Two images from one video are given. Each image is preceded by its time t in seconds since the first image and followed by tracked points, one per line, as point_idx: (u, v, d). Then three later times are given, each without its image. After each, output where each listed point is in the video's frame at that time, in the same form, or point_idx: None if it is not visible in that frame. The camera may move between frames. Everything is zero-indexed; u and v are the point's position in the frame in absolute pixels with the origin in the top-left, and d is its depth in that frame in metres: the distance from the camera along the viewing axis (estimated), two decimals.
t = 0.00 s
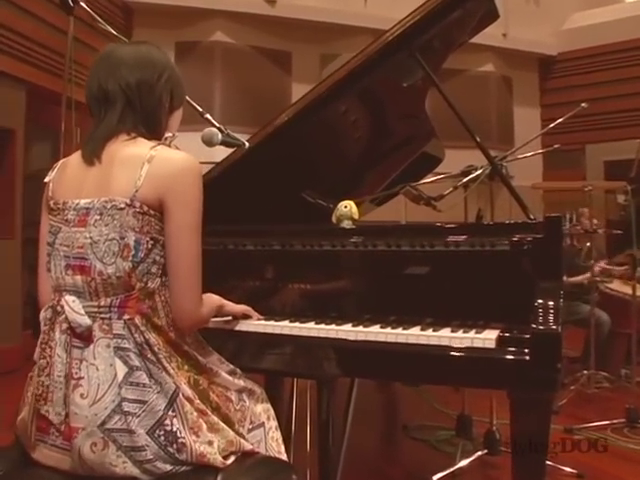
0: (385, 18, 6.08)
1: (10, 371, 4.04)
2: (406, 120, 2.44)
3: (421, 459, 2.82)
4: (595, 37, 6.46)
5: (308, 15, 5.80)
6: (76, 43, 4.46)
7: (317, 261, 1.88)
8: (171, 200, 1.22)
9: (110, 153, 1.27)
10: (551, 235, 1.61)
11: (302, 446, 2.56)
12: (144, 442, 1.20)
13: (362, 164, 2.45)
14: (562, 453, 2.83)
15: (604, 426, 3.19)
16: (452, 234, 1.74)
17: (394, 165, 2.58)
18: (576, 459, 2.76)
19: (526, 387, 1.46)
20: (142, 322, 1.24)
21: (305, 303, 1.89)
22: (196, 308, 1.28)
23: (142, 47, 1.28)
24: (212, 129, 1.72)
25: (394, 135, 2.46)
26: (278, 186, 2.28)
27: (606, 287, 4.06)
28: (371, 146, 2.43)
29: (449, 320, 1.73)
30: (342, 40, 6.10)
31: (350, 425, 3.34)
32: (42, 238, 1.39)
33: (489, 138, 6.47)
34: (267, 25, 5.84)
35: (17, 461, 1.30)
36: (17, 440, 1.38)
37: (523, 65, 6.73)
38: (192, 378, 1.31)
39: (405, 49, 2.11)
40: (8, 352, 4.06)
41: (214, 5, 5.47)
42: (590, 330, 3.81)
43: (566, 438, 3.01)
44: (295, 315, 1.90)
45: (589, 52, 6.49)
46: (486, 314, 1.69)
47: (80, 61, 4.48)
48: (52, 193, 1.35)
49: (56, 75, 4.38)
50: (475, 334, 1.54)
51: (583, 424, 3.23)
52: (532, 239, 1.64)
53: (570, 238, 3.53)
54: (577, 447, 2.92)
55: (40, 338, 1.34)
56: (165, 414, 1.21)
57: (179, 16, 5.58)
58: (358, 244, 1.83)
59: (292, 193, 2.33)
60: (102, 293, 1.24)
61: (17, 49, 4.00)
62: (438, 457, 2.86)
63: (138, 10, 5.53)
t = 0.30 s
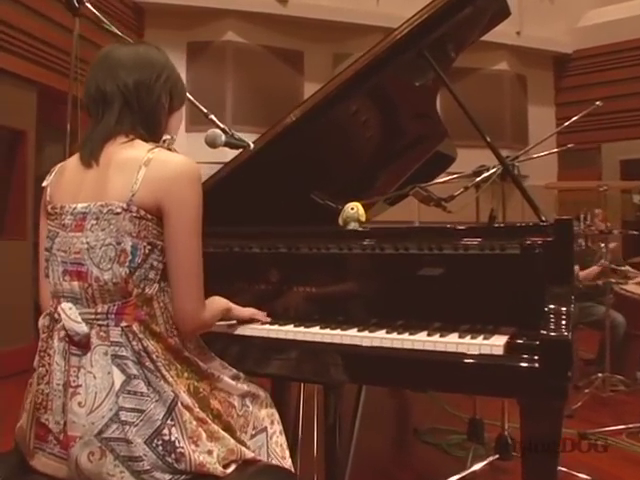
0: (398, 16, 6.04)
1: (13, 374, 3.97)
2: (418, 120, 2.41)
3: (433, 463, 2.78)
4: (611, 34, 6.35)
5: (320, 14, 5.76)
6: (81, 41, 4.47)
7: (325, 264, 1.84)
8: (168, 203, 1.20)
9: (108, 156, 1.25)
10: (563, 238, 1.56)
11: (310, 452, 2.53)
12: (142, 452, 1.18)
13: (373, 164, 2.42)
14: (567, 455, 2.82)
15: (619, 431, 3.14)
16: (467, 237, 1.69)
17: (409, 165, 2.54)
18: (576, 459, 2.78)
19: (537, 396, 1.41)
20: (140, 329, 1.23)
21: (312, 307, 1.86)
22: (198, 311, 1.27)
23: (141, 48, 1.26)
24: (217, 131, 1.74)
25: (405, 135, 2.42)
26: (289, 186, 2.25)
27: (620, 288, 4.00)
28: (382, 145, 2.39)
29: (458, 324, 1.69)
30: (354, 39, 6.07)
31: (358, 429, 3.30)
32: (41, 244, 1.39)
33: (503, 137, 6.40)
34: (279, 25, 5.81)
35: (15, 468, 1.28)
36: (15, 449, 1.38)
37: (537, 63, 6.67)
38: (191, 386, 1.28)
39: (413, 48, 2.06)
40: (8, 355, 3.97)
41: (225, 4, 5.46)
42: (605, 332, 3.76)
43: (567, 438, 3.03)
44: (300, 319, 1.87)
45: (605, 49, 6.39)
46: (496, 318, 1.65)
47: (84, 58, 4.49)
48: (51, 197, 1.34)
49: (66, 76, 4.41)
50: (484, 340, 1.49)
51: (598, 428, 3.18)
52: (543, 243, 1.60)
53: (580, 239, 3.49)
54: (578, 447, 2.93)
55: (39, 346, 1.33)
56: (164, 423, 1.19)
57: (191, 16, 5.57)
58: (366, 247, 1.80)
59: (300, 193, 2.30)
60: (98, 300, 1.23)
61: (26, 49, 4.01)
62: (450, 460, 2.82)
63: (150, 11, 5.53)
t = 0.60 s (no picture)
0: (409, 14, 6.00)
1: (12, 378, 3.85)
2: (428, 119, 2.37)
3: (442, 468, 2.75)
4: (626, 31, 6.27)
5: (331, 13, 5.73)
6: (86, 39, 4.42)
7: (332, 268, 1.81)
8: (163, 210, 1.18)
9: (105, 161, 1.23)
10: (574, 244, 1.52)
11: (315, 459, 2.47)
12: (138, 463, 1.15)
13: (383, 164, 2.39)
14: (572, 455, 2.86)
15: (633, 436, 3.08)
16: (481, 243, 1.64)
17: (419, 165, 2.51)
18: (578, 459, 2.81)
19: (547, 408, 1.37)
20: (137, 338, 1.21)
21: (317, 312, 1.82)
22: (193, 321, 1.25)
23: (140, 49, 1.24)
24: (220, 133, 1.80)
25: (415, 135, 2.39)
26: (300, 186, 2.22)
27: (635, 290, 3.93)
28: (392, 145, 2.36)
29: (465, 330, 1.65)
30: (366, 38, 6.03)
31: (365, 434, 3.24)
32: (41, 249, 1.37)
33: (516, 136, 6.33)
34: (290, 24, 5.78)
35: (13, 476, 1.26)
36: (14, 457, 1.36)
37: (551, 61, 6.60)
38: (189, 394, 1.26)
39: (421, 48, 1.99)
40: (7, 360, 3.84)
41: (236, 4, 5.44)
42: (619, 334, 3.70)
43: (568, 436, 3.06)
44: (304, 325, 1.83)
45: (623, 47, 6.28)
46: (503, 325, 1.62)
47: (88, 56, 4.46)
48: (51, 203, 1.32)
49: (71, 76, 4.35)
50: (490, 349, 1.46)
51: (612, 433, 3.12)
52: (552, 248, 1.56)
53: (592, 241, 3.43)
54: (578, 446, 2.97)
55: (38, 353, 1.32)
56: (162, 433, 1.17)
57: (202, 16, 5.56)
58: (370, 252, 1.77)
59: (308, 194, 2.26)
60: (95, 308, 1.21)
61: (31, 48, 3.95)
62: (459, 466, 2.78)
63: (161, 11, 5.53)
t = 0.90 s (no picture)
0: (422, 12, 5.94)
1: (12, 382, 3.60)
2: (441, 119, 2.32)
3: (454, 474, 2.71)
4: None
5: (343, 11, 5.70)
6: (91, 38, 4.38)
7: (339, 274, 1.77)
8: (162, 218, 1.16)
9: (104, 168, 1.21)
10: (585, 250, 1.48)
11: (322, 465, 2.44)
12: (134, 474, 1.14)
13: (394, 165, 2.35)
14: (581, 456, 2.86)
15: None
16: (495, 250, 1.60)
17: (432, 166, 2.47)
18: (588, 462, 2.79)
19: (556, 421, 1.34)
20: (135, 347, 1.19)
21: (323, 318, 1.80)
22: (196, 330, 1.22)
23: (136, 49, 1.21)
24: (223, 136, 1.87)
25: (426, 136, 2.35)
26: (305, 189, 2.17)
27: None
28: (404, 145, 2.32)
29: (474, 337, 1.62)
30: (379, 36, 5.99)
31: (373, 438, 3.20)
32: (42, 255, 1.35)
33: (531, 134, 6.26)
34: (302, 23, 5.76)
35: None
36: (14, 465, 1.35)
37: (567, 58, 6.53)
38: (188, 405, 1.24)
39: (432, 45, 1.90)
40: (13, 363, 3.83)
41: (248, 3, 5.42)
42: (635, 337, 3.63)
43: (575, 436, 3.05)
44: (309, 332, 1.80)
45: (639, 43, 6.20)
46: (511, 332, 1.58)
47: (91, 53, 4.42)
48: (52, 208, 1.30)
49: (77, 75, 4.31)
50: (497, 358, 1.42)
51: (628, 439, 3.06)
52: (562, 255, 1.52)
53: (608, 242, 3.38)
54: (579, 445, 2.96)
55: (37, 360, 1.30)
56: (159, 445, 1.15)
57: (213, 16, 5.55)
58: (377, 258, 1.73)
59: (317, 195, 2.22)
60: (94, 317, 1.19)
61: (36, 47, 3.92)
62: (471, 471, 2.74)
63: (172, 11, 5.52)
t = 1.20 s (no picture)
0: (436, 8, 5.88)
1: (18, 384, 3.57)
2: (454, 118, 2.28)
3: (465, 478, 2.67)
4: None
5: (355, 8, 5.66)
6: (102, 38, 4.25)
7: (345, 279, 1.74)
8: (158, 224, 1.14)
9: (98, 175, 1.19)
10: (594, 256, 1.44)
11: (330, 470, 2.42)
12: None
13: (405, 165, 2.31)
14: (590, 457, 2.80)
15: None
16: (512, 255, 1.55)
17: (446, 165, 2.43)
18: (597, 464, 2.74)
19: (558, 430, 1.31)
20: (131, 357, 1.17)
21: (327, 323, 1.77)
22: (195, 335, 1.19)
23: (125, 50, 1.19)
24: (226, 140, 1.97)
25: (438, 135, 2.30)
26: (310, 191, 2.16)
27: None
28: (416, 144, 2.28)
29: (480, 344, 1.58)
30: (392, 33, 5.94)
31: (382, 441, 3.17)
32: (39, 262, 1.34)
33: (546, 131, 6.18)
34: (314, 21, 5.73)
35: None
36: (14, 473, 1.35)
37: (582, 54, 6.44)
38: (184, 414, 1.21)
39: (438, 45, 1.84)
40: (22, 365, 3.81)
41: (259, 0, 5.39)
42: None
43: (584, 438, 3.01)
44: (312, 337, 1.78)
45: None
46: (518, 340, 1.55)
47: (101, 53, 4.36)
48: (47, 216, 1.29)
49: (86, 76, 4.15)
50: (503, 368, 1.38)
51: None
52: (570, 261, 1.48)
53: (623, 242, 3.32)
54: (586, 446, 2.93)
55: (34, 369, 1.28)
56: (154, 456, 1.13)
57: (225, 14, 5.53)
58: (382, 263, 1.70)
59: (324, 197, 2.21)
60: (88, 327, 1.18)
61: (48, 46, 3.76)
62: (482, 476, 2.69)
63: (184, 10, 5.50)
